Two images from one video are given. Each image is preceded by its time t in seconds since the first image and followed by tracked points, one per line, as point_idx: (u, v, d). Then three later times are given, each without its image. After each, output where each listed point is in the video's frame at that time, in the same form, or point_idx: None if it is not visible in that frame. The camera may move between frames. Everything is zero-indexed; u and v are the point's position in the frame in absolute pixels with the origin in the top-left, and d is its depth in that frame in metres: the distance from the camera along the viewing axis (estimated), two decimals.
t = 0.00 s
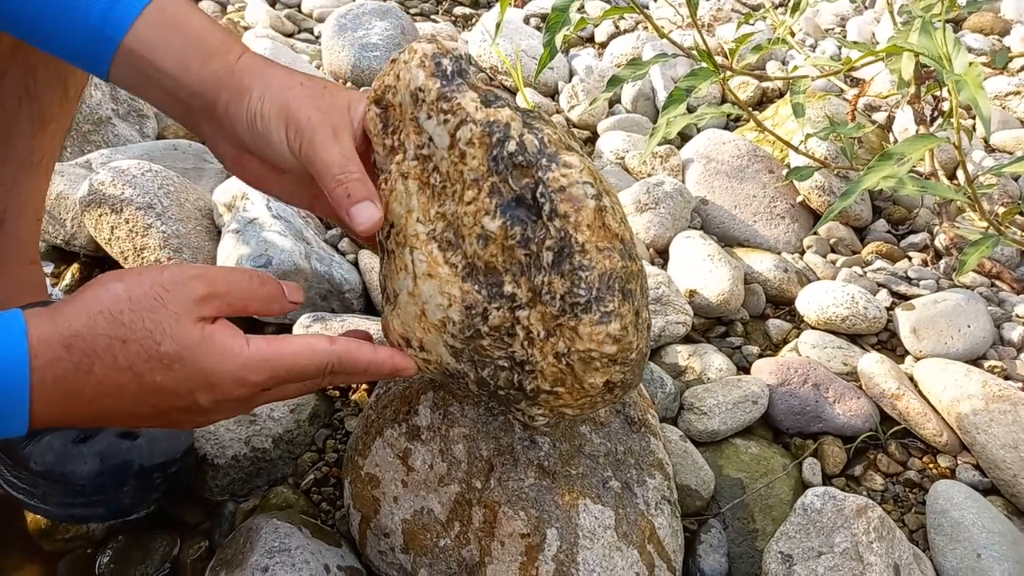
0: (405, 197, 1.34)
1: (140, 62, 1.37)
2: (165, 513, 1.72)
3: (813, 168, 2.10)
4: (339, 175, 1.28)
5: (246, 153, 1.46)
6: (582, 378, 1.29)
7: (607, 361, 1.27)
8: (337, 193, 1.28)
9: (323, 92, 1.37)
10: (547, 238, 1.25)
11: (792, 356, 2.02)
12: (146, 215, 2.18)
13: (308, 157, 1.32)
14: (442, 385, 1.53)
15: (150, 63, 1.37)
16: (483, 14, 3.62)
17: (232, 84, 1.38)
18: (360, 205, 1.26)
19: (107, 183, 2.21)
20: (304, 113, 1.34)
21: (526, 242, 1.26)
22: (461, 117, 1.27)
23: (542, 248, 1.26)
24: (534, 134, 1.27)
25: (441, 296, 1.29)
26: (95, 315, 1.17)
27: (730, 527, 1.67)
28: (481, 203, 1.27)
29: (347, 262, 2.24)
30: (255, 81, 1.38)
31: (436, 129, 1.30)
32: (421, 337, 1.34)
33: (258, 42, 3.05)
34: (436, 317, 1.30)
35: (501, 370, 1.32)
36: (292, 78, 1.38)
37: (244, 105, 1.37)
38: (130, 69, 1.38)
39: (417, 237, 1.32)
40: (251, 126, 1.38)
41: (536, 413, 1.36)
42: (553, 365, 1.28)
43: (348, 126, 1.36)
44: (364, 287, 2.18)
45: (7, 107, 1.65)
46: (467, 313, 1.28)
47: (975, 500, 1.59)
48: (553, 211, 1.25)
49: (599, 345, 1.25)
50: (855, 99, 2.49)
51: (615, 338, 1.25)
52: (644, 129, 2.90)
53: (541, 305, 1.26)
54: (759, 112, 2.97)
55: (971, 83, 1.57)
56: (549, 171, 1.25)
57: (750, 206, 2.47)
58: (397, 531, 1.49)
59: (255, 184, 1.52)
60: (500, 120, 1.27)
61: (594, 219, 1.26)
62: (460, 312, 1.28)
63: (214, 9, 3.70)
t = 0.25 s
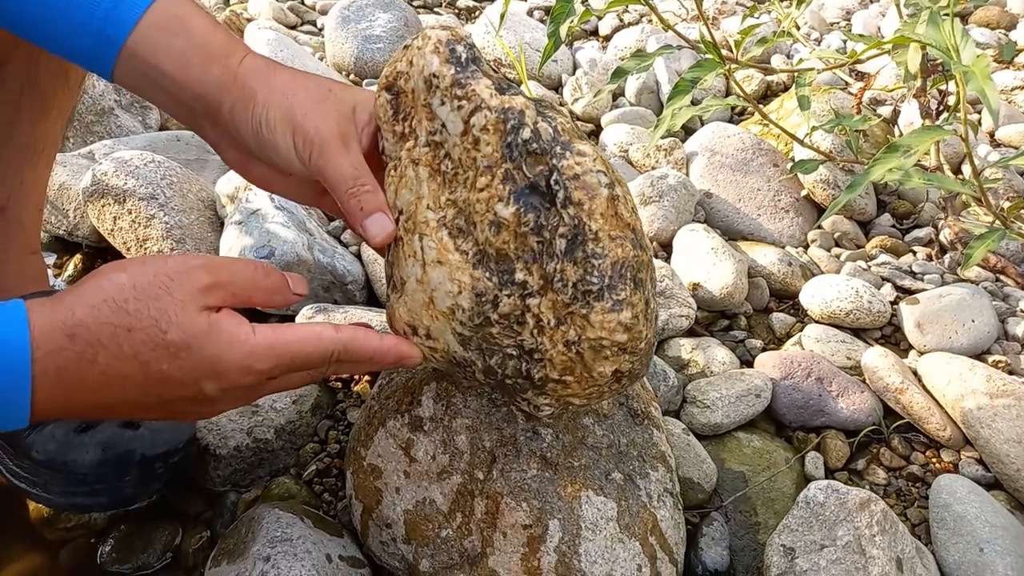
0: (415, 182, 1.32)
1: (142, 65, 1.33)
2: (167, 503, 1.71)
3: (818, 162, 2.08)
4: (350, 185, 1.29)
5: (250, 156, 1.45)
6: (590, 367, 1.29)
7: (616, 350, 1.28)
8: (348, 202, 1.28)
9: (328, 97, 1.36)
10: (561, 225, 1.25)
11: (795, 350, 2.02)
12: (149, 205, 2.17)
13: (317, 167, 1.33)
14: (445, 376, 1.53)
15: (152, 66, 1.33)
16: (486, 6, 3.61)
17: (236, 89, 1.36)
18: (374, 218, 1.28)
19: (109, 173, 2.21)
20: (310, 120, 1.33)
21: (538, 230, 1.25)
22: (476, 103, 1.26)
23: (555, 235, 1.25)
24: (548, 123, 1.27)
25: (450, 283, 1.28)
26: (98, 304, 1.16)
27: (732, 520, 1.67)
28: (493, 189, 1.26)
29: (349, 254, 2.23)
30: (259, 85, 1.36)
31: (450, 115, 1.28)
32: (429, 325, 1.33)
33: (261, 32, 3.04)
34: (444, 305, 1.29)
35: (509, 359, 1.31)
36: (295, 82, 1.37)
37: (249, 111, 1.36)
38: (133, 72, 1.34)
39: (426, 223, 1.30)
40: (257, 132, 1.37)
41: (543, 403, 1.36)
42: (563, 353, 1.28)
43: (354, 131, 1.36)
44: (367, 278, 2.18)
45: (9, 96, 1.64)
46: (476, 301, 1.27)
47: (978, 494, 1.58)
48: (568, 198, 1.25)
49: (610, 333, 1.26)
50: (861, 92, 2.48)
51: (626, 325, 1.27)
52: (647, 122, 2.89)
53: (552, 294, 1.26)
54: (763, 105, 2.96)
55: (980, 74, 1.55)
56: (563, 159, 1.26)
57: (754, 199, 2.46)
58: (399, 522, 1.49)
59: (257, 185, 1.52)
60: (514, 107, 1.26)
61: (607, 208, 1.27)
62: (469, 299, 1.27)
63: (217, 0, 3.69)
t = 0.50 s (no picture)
0: (426, 178, 1.31)
1: (150, 66, 1.28)
2: (170, 501, 1.70)
3: (819, 163, 2.08)
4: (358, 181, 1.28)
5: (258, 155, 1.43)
6: (597, 364, 1.30)
7: (624, 347, 1.29)
8: (358, 199, 1.28)
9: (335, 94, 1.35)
10: (573, 223, 1.26)
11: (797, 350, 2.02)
12: (152, 205, 2.18)
13: (327, 165, 1.31)
14: (448, 375, 1.53)
15: (159, 67, 1.28)
16: (488, 7, 3.61)
17: (245, 88, 1.33)
18: (382, 215, 1.28)
19: (113, 173, 2.21)
20: (319, 118, 1.31)
21: (550, 226, 1.26)
22: (491, 100, 1.26)
23: (566, 232, 1.26)
24: (562, 121, 1.29)
25: (459, 279, 1.27)
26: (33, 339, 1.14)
27: (734, 520, 1.67)
28: (506, 185, 1.26)
29: (352, 254, 2.24)
30: (267, 84, 1.33)
31: (464, 111, 1.28)
32: (435, 320, 1.31)
33: (263, 32, 3.05)
34: (453, 300, 1.28)
35: (516, 356, 1.31)
36: (303, 79, 1.34)
37: (258, 110, 1.33)
38: (141, 74, 1.29)
39: (436, 219, 1.29)
40: (266, 130, 1.35)
41: (547, 401, 1.37)
42: (570, 350, 1.29)
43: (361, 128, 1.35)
44: (369, 278, 2.18)
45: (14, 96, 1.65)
46: (485, 296, 1.27)
47: (980, 495, 1.59)
48: (581, 195, 1.26)
49: (619, 330, 1.27)
50: (863, 93, 2.48)
51: (634, 323, 1.28)
52: (649, 123, 2.89)
53: (561, 290, 1.27)
54: (765, 106, 2.96)
55: (983, 75, 1.55)
56: (577, 157, 1.27)
57: (756, 200, 2.46)
58: (401, 521, 1.49)
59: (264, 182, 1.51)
60: (529, 105, 1.27)
61: (618, 206, 1.29)
62: (477, 295, 1.27)
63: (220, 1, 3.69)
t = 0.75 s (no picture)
0: (435, 172, 1.32)
1: (152, 65, 1.26)
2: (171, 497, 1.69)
3: (820, 161, 2.08)
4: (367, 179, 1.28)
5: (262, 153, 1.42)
6: (605, 360, 1.30)
7: (632, 343, 1.30)
8: (366, 196, 1.29)
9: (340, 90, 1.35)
10: (584, 218, 1.26)
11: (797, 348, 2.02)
12: (153, 201, 2.18)
13: (333, 162, 1.31)
14: (449, 372, 1.53)
15: (161, 66, 1.26)
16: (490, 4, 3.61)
17: (249, 88, 1.31)
18: (388, 212, 1.29)
19: (114, 169, 2.21)
20: (325, 116, 1.31)
21: (561, 222, 1.26)
22: (503, 95, 1.27)
23: (577, 228, 1.26)
24: (572, 119, 1.31)
25: (467, 273, 1.27)
26: None
27: (734, 518, 1.67)
28: (517, 179, 1.26)
29: (353, 250, 2.24)
30: (272, 84, 1.31)
31: (475, 106, 1.29)
32: (441, 315, 1.31)
33: (264, 29, 3.05)
34: (460, 295, 1.28)
35: (523, 352, 1.30)
36: (307, 77, 1.33)
37: (263, 109, 1.31)
38: (142, 73, 1.27)
39: (444, 213, 1.29)
40: (272, 130, 1.33)
41: (551, 398, 1.36)
42: (578, 347, 1.28)
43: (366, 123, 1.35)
44: (370, 275, 2.18)
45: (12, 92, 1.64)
46: (494, 291, 1.26)
47: (980, 493, 1.59)
48: (592, 192, 1.27)
49: (627, 326, 1.28)
50: (864, 91, 2.48)
51: (643, 319, 1.29)
52: (650, 121, 2.89)
53: (570, 286, 1.27)
54: (766, 104, 2.96)
55: (984, 73, 1.54)
56: (587, 154, 1.29)
57: (757, 198, 2.46)
58: (402, 517, 1.49)
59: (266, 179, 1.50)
60: (541, 102, 1.28)
61: (627, 204, 1.30)
62: (486, 289, 1.27)
63: None
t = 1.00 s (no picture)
0: (431, 174, 1.31)
1: (141, 65, 1.26)
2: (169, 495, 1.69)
3: (820, 158, 2.07)
4: (362, 179, 1.27)
5: (255, 153, 1.41)
6: (605, 360, 1.30)
7: (631, 343, 1.29)
8: (361, 196, 1.28)
9: (333, 90, 1.34)
10: (582, 219, 1.26)
11: (797, 346, 2.02)
12: (151, 198, 2.17)
13: (327, 162, 1.31)
14: (447, 369, 1.53)
15: (151, 66, 1.26)
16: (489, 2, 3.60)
17: (240, 87, 1.30)
18: (384, 214, 1.28)
19: (112, 166, 2.21)
20: (318, 115, 1.30)
21: (559, 223, 1.26)
22: (498, 96, 1.27)
23: (575, 229, 1.26)
24: (569, 119, 1.30)
25: (465, 275, 1.26)
26: None
27: (733, 516, 1.67)
28: (514, 181, 1.26)
29: (351, 248, 2.23)
30: (263, 82, 1.30)
31: (470, 107, 1.29)
32: (439, 317, 1.30)
33: (264, 26, 3.04)
34: (458, 297, 1.27)
35: (522, 353, 1.30)
36: (299, 76, 1.32)
37: (255, 109, 1.31)
38: (132, 73, 1.27)
39: (441, 215, 1.29)
40: (264, 129, 1.33)
41: (551, 398, 1.35)
42: (578, 347, 1.28)
43: (360, 123, 1.34)
44: (369, 273, 2.18)
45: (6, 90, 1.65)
46: (493, 292, 1.26)
47: (979, 492, 1.59)
48: (590, 193, 1.27)
49: (627, 327, 1.28)
50: (864, 90, 2.48)
51: (643, 320, 1.29)
52: (650, 119, 2.89)
53: (569, 287, 1.26)
54: (765, 102, 2.95)
55: (984, 70, 1.54)
56: (585, 154, 1.28)
57: (756, 196, 2.46)
58: (400, 514, 1.49)
59: (261, 180, 1.50)
60: (537, 102, 1.28)
61: (626, 204, 1.30)
62: (484, 291, 1.26)
63: None
